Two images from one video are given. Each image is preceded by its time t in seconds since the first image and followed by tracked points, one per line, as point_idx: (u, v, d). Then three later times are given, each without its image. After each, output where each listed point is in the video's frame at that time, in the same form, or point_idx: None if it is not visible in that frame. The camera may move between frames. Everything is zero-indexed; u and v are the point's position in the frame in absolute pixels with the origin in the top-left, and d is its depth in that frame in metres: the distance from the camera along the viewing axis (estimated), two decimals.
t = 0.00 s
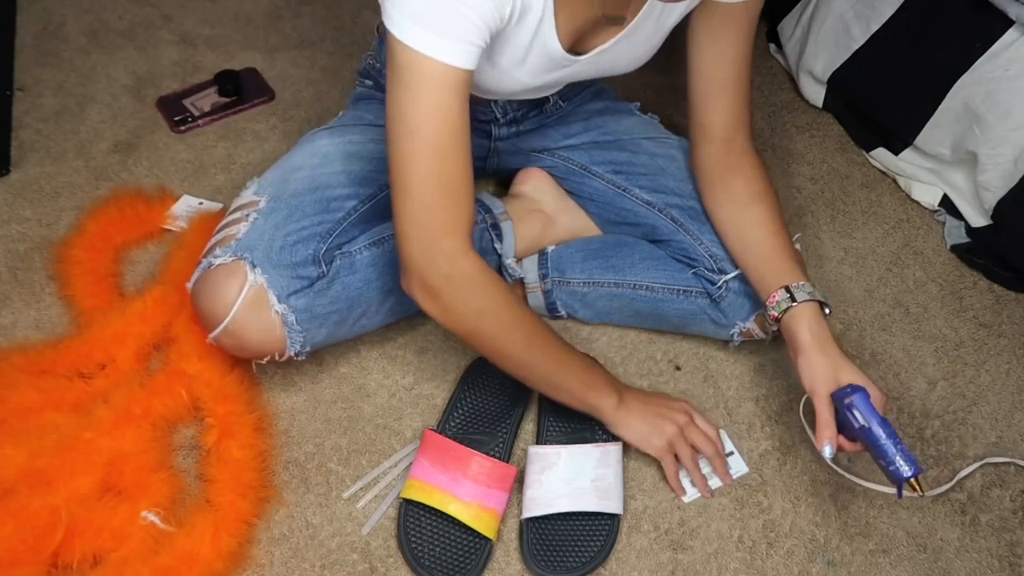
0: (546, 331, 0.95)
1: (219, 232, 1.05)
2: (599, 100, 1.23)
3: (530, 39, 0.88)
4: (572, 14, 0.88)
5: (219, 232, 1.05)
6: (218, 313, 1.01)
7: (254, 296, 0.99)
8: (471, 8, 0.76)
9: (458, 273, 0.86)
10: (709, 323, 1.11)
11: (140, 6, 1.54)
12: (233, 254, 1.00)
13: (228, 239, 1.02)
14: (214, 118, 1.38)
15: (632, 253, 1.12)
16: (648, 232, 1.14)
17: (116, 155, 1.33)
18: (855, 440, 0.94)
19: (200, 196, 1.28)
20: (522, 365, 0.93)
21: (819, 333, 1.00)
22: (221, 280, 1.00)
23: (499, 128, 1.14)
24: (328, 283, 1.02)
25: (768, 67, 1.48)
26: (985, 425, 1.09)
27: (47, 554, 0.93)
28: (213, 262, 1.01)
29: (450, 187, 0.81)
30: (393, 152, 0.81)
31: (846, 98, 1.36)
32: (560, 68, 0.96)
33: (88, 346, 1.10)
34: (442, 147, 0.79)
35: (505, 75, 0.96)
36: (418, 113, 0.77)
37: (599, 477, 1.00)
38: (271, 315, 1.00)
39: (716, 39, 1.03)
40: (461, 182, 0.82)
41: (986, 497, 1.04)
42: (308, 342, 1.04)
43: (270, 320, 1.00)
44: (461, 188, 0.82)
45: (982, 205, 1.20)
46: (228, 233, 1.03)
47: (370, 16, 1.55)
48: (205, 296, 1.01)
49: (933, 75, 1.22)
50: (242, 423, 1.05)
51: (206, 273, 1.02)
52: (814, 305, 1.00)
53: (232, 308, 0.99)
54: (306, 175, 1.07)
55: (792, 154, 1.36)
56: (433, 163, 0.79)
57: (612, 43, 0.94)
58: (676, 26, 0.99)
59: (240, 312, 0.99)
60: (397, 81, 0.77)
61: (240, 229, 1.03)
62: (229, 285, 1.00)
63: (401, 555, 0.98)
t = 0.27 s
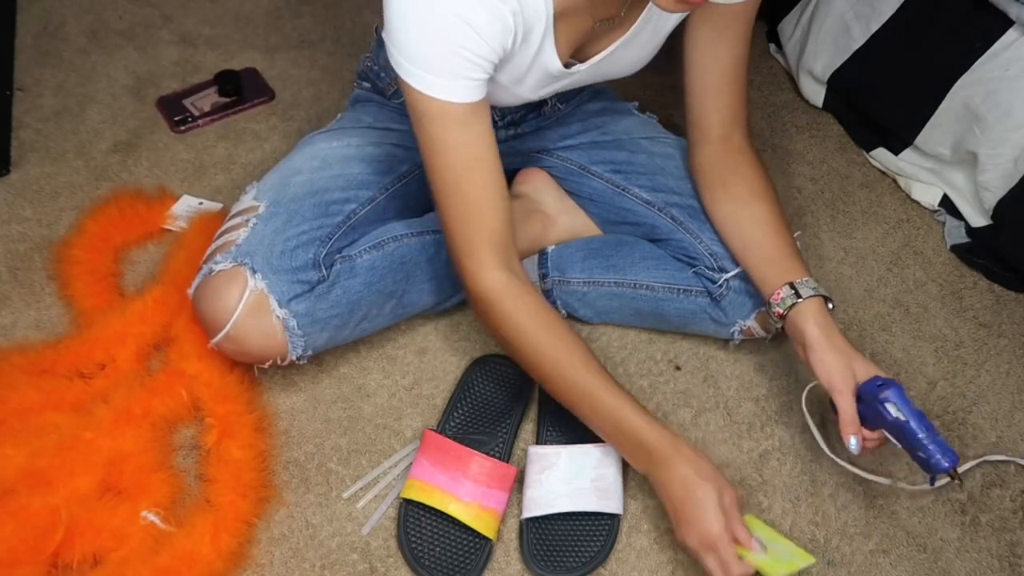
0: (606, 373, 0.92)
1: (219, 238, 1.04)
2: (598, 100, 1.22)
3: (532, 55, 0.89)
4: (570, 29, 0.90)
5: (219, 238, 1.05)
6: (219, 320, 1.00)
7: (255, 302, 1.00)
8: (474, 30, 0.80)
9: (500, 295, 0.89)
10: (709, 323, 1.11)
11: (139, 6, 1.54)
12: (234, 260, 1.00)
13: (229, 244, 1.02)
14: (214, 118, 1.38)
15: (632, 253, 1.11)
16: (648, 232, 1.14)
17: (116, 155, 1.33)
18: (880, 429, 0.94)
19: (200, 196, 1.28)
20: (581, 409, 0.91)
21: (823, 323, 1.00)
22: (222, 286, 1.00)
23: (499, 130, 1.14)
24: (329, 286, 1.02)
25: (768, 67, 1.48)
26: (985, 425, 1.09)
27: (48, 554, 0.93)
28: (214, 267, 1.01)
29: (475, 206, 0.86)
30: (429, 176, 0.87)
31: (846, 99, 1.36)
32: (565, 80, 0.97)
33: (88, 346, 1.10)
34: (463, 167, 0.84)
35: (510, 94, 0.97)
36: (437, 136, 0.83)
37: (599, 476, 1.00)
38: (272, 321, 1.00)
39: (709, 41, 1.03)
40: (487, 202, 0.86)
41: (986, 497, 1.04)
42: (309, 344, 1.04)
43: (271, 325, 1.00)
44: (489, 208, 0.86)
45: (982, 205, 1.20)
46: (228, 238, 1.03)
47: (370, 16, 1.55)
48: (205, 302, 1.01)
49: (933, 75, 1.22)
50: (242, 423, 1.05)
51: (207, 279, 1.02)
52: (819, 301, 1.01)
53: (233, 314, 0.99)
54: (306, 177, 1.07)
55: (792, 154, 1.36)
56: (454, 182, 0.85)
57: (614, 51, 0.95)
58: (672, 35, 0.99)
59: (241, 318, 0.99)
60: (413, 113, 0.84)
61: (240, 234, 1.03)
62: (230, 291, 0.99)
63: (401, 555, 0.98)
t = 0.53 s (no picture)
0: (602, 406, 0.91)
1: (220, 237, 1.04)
2: (599, 100, 1.23)
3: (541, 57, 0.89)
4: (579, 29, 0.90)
5: (219, 237, 1.05)
6: (219, 319, 1.00)
7: (256, 301, 0.99)
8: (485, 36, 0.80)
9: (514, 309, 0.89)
10: (709, 323, 1.11)
11: (140, 6, 1.54)
12: (235, 259, 1.00)
13: (229, 244, 1.02)
14: (214, 118, 1.38)
15: (632, 253, 1.12)
16: (648, 232, 1.14)
17: (116, 155, 1.33)
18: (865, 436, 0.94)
19: (200, 196, 1.28)
20: (572, 439, 0.90)
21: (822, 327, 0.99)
22: (222, 285, 1.00)
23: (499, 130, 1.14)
24: (329, 286, 1.02)
25: (768, 67, 1.48)
26: (984, 425, 1.10)
27: (47, 554, 0.93)
28: (215, 266, 1.01)
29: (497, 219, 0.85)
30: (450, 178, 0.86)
31: (846, 99, 1.36)
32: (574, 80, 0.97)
33: (88, 346, 1.10)
34: (486, 179, 0.83)
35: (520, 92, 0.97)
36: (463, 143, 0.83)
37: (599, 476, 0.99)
38: (273, 320, 1.00)
39: (712, 43, 1.02)
40: (511, 213, 0.85)
41: (986, 497, 1.04)
42: (308, 344, 1.04)
43: (271, 324, 1.00)
44: (511, 223, 0.85)
45: (982, 205, 1.21)
46: (229, 238, 1.03)
47: (370, 16, 1.55)
48: (206, 301, 1.01)
49: (933, 75, 1.22)
50: (242, 423, 1.05)
51: (208, 278, 1.02)
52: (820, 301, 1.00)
53: (234, 313, 0.99)
54: (306, 177, 1.07)
55: (792, 154, 1.36)
56: (477, 189, 0.84)
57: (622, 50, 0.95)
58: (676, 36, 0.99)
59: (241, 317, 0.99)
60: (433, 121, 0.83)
61: (242, 234, 1.02)
62: (231, 290, 0.99)
63: (400, 555, 0.98)
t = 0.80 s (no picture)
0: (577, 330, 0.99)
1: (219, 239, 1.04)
2: (599, 100, 1.23)
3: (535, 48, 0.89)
4: (578, 24, 0.90)
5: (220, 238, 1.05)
6: (220, 320, 1.00)
7: (256, 302, 0.99)
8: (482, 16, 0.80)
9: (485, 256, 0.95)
10: (709, 323, 1.11)
11: (139, 6, 1.53)
12: (235, 260, 1.00)
13: (229, 245, 1.02)
14: (214, 118, 1.38)
15: (633, 253, 1.12)
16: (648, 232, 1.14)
17: (116, 154, 1.33)
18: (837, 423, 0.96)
19: (200, 196, 1.29)
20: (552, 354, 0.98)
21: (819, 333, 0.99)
22: (222, 288, 1.00)
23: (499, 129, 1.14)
24: (329, 286, 1.02)
25: (768, 67, 1.48)
26: (985, 425, 1.10)
27: (48, 554, 0.93)
28: (215, 267, 1.01)
29: (467, 185, 0.89)
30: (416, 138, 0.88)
31: (846, 98, 1.36)
32: (568, 78, 0.97)
33: (88, 346, 1.10)
34: (455, 150, 0.86)
35: (510, 86, 0.96)
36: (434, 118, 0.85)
37: (598, 477, 1.00)
38: (273, 321, 1.00)
39: (714, 44, 1.03)
40: (477, 171, 0.89)
41: (985, 497, 1.04)
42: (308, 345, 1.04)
43: (271, 326, 1.00)
44: (479, 184, 0.90)
45: (982, 205, 1.20)
46: (229, 238, 1.03)
47: (370, 16, 1.54)
48: (206, 303, 1.01)
49: (933, 74, 1.22)
50: (242, 422, 1.05)
51: (207, 280, 1.02)
52: (822, 298, 1.00)
53: (234, 314, 0.99)
54: (307, 177, 1.07)
55: (792, 154, 1.36)
56: (449, 153, 0.87)
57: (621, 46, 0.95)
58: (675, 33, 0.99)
59: (241, 319, 0.99)
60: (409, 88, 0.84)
61: (241, 234, 1.02)
62: (231, 291, 0.99)
63: (400, 555, 0.98)
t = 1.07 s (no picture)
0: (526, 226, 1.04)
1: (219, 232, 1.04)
2: (598, 98, 1.23)
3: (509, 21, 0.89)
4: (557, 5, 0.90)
5: (220, 232, 1.05)
6: (218, 312, 1.00)
7: (254, 294, 0.99)
8: None
9: (438, 163, 1.00)
10: (710, 321, 1.11)
11: (140, 6, 1.54)
12: (231, 254, 1.00)
13: (227, 240, 1.02)
14: (214, 118, 1.38)
15: (631, 251, 1.12)
16: (648, 229, 1.14)
17: (116, 155, 1.33)
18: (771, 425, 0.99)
19: (200, 196, 1.29)
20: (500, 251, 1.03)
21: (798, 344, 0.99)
22: (221, 280, 1.00)
23: (498, 125, 1.14)
24: (327, 282, 1.02)
25: (768, 67, 1.48)
26: (985, 425, 1.10)
27: (48, 554, 0.93)
28: (213, 261, 1.01)
29: (417, 102, 0.93)
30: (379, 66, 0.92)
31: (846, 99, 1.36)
32: (547, 60, 0.96)
33: (88, 346, 1.10)
34: (408, 78, 0.90)
35: (487, 64, 0.95)
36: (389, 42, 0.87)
37: (598, 477, 1.00)
38: (271, 314, 1.00)
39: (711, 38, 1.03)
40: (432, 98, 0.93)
41: (985, 497, 1.04)
42: (305, 342, 1.04)
43: (270, 319, 1.00)
44: (435, 106, 0.94)
45: (982, 205, 1.20)
46: (228, 233, 1.03)
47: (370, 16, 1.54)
48: (205, 296, 1.01)
49: (933, 75, 1.22)
50: (242, 422, 1.05)
51: (205, 273, 1.01)
52: (809, 312, 1.01)
53: (232, 306, 0.99)
54: (305, 173, 1.07)
55: (792, 154, 1.36)
56: (405, 77, 0.90)
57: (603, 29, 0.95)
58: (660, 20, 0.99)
59: (240, 312, 0.99)
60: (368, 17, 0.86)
61: (240, 228, 1.02)
62: (229, 283, 0.99)
63: (401, 555, 0.98)
